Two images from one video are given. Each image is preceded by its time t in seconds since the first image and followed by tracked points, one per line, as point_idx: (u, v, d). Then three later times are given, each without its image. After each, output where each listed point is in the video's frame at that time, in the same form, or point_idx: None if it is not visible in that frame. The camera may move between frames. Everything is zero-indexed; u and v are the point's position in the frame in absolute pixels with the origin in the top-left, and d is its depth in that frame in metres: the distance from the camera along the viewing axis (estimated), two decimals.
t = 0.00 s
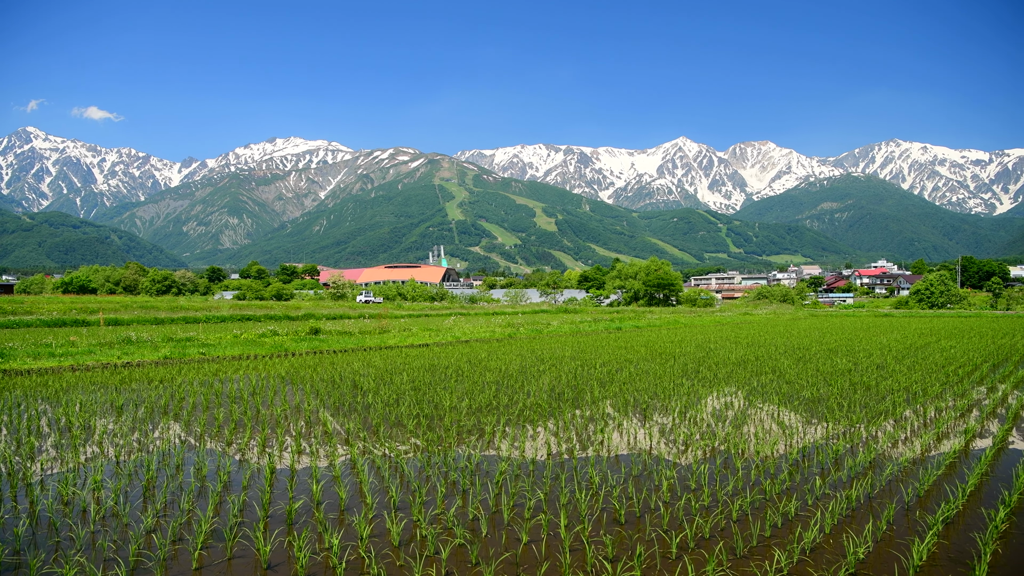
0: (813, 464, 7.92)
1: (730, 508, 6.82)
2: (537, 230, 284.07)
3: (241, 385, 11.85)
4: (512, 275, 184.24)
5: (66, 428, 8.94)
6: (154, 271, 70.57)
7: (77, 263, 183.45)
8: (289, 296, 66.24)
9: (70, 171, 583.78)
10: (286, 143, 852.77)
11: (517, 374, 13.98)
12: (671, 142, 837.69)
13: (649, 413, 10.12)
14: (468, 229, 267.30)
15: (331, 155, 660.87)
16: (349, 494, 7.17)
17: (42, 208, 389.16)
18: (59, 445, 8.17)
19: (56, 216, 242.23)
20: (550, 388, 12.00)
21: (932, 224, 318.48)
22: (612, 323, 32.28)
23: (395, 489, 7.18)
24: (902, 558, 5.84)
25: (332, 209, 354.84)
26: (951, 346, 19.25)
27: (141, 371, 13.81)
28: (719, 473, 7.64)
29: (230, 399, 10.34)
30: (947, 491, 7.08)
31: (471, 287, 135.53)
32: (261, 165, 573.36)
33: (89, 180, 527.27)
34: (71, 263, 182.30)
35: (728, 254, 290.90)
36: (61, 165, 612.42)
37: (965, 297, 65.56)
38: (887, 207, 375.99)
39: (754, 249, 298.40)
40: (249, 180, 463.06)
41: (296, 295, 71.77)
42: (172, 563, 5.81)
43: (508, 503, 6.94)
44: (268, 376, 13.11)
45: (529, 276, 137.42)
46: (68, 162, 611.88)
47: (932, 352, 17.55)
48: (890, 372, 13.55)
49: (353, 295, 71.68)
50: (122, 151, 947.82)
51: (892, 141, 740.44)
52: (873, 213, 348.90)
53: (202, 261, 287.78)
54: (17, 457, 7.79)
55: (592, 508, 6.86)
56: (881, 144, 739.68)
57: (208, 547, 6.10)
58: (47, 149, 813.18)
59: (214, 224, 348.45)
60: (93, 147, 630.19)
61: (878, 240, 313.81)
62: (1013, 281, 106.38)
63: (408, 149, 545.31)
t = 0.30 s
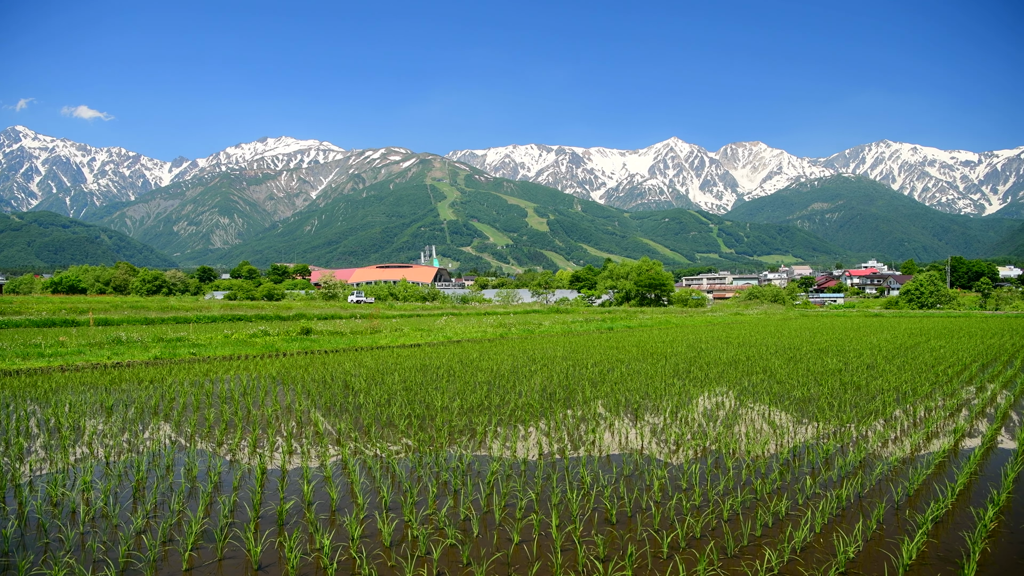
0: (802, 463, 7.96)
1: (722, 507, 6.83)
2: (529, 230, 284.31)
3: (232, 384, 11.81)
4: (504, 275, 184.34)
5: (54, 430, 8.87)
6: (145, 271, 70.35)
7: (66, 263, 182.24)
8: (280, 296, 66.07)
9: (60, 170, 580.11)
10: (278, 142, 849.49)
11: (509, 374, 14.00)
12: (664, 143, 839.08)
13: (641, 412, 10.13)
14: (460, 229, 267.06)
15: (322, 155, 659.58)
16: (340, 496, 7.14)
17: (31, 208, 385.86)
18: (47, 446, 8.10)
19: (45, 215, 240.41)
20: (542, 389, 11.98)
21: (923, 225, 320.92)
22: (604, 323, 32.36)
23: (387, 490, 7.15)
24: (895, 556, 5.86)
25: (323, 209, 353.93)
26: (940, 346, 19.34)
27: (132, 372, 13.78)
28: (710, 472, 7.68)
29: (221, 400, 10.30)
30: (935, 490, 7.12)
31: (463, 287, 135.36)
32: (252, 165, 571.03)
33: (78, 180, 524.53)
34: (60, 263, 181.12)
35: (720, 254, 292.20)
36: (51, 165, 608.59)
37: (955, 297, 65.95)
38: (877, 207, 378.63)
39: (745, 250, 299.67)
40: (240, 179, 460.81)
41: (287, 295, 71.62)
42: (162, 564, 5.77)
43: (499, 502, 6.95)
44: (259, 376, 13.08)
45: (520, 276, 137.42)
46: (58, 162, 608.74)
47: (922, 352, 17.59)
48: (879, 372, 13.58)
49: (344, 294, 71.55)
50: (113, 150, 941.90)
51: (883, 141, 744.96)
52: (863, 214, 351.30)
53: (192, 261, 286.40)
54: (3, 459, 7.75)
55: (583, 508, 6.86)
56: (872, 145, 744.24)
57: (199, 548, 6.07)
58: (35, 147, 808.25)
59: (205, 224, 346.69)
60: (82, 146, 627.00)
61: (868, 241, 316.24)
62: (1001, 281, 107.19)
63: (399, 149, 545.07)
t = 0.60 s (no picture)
0: (793, 463, 7.97)
1: (712, 508, 6.85)
2: (521, 230, 284.66)
3: (222, 386, 11.76)
4: (495, 274, 184.43)
5: (43, 431, 8.80)
6: (135, 271, 70.11)
7: (55, 263, 181.08)
8: (271, 296, 65.92)
9: (49, 170, 576.70)
10: (269, 142, 847.27)
11: (501, 375, 13.98)
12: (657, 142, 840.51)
13: (632, 412, 10.14)
14: (451, 229, 266.58)
15: (313, 155, 658.59)
16: (331, 496, 7.12)
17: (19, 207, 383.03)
18: (36, 447, 8.06)
19: (34, 215, 238.75)
20: (534, 388, 12.00)
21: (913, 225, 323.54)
22: (595, 324, 32.42)
23: (378, 491, 7.12)
24: (885, 556, 5.88)
25: (315, 209, 353.08)
26: (930, 346, 19.39)
27: (122, 372, 13.73)
28: (702, 474, 7.65)
29: (212, 401, 10.23)
30: (925, 488, 7.16)
31: (454, 287, 135.28)
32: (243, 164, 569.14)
33: (67, 179, 521.28)
34: (49, 262, 179.97)
35: (711, 255, 293.56)
36: (38, 164, 604.11)
37: (944, 297, 66.41)
38: (868, 208, 381.46)
39: (736, 250, 301.28)
40: (230, 178, 458.96)
41: (278, 295, 71.39)
42: (152, 566, 5.75)
43: (490, 503, 6.94)
44: (249, 376, 13.05)
45: (512, 276, 137.51)
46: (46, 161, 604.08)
47: (912, 352, 17.65)
48: (870, 372, 13.60)
49: (335, 294, 71.19)
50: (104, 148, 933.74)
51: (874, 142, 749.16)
52: (854, 214, 354.00)
53: (182, 260, 284.95)
54: None
55: (575, 507, 6.88)
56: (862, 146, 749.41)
57: (190, 548, 6.07)
58: (23, 146, 801.57)
59: (196, 223, 344.96)
60: (70, 145, 622.88)
61: (858, 241, 318.71)
62: (988, 281, 108.03)
63: (391, 149, 545.05)
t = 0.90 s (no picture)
0: (784, 462, 8.03)
1: (704, 507, 6.84)
2: (513, 230, 284.71)
3: (213, 385, 11.72)
4: (486, 275, 184.05)
5: (33, 432, 8.79)
6: (126, 271, 69.89)
7: (44, 263, 179.86)
8: (263, 296, 65.77)
9: (38, 169, 572.35)
10: (261, 142, 843.53)
11: (492, 374, 14.00)
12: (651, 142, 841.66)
13: (624, 412, 10.17)
14: (443, 229, 266.33)
15: (305, 155, 657.40)
16: (323, 497, 7.11)
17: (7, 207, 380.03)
18: (23, 447, 8.01)
19: (23, 215, 236.84)
20: (526, 389, 11.98)
21: (903, 226, 326.31)
22: (587, 323, 32.50)
23: (371, 490, 7.15)
24: (873, 554, 5.93)
25: (306, 208, 352.05)
26: (920, 346, 19.48)
27: (112, 372, 13.67)
28: (693, 472, 7.71)
29: (204, 400, 10.18)
30: (915, 488, 7.18)
31: (446, 287, 135.16)
32: (235, 164, 566.46)
33: (56, 179, 517.84)
34: (38, 262, 178.80)
35: (702, 255, 294.57)
36: (26, 163, 599.56)
37: (933, 297, 66.79)
38: (858, 208, 383.88)
39: (727, 250, 302.34)
40: (221, 178, 457.31)
41: (270, 295, 71.24)
42: (143, 566, 5.73)
43: (483, 502, 6.93)
44: (241, 376, 13.05)
45: (504, 276, 137.50)
46: (35, 160, 600.41)
47: (901, 352, 17.74)
48: (860, 372, 13.62)
49: (327, 294, 71.04)
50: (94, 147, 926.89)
51: (865, 142, 753.66)
52: (844, 215, 356.22)
53: (173, 260, 283.49)
54: None
55: (568, 508, 6.88)
56: (853, 147, 753.88)
57: (181, 549, 6.05)
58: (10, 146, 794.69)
59: (187, 223, 343.26)
60: (59, 144, 618.72)
61: (849, 242, 320.58)
62: (976, 282, 108.86)
63: (383, 150, 544.92)
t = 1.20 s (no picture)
0: (775, 461, 8.05)
1: (697, 507, 6.86)
2: (506, 230, 284.66)
3: (204, 386, 11.70)
4: (478, 275, 184.27)
5: (22, 432, 8.72)
6: (117, 271, 69.60)
7: (33, 262, 178.64)
8: (254, 296, 65.62)
9: (28, 169, 568.50)
10: (253, 142, 839.94)
11: (485, 375, 14.03)
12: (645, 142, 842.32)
13: (615, 412, 10.19)
14: (436, 229, 266.07)
15: (297, 155, 655.80)
16: (317, 496, 7.10)
17: None
18: (15, 449, 7.96)
19: (13, 215, 235.00)
20: (518, 389, 11.99)
21: (894, 226, 328.82)
22: (580, 324, 32.58)
23: (362, 490, 7.14)
24: (864, 553, 5.94)
25: (298, 208, 350.95)
26: (911, 346, 19.57)
27: (104, 373, 13.59)
28: (686, 472, 7.71)
29: (195, 401, 10.18)
30: (904, 487, 7.23)
31: (438, 287, 135.07)
32: (227, 164, 563.57)
33: (46, 178, 514.24)
34: (26, 262, 177.51)
35: (695, 255, 295.58)
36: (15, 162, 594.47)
37: (924, 297, 67.17)
38: (850, 209, 386.25)
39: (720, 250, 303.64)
40: (213, 177, 455.32)
41: (262, 295, 71.10)
42: (133, 567, 5.71)
43: (475, 504, 6.93)
44: (233, 377, 12.97)
45: (497, 276, 137.57)
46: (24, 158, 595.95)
47: (892, 352, 17.80)
48: (851, 372, 13.65)
49: (319, 294, 70.88)
50: (85, 147, 920.69)
51: (857, 142, 757.91)
52: (836, 215, 358.43)
53: (165, 259, 281.98)
54: None
55: (559, 508, 6.89)
56: (845, 148, 757.93)
57: (171, 551, 6.03)
58: None
59: (179, 222, 341.39)
60: (48, 144, 614.17)
61: (841, 242, 322.44)
62: (966, 282, 109.68)
63: (376, 149, 544.40)
